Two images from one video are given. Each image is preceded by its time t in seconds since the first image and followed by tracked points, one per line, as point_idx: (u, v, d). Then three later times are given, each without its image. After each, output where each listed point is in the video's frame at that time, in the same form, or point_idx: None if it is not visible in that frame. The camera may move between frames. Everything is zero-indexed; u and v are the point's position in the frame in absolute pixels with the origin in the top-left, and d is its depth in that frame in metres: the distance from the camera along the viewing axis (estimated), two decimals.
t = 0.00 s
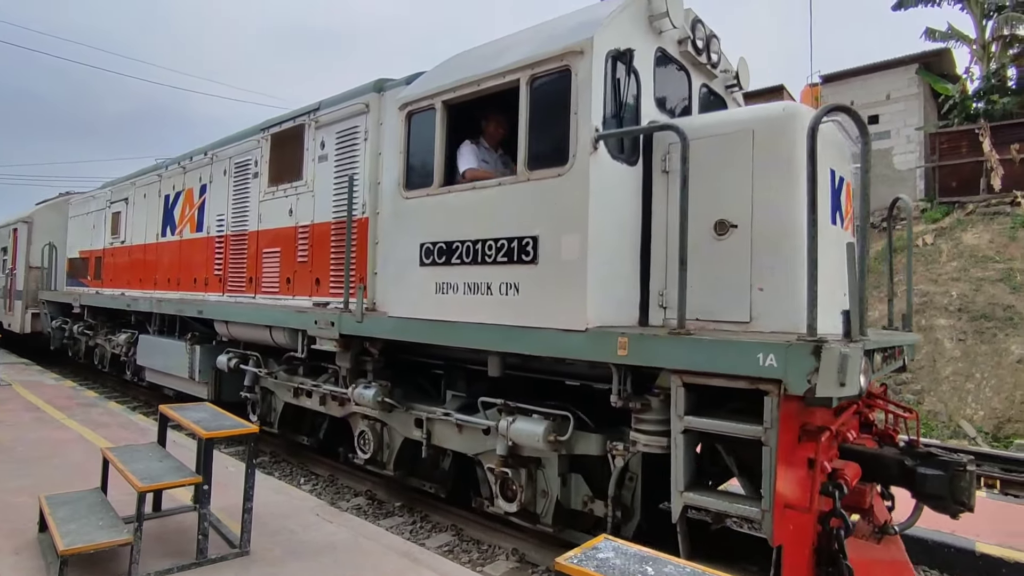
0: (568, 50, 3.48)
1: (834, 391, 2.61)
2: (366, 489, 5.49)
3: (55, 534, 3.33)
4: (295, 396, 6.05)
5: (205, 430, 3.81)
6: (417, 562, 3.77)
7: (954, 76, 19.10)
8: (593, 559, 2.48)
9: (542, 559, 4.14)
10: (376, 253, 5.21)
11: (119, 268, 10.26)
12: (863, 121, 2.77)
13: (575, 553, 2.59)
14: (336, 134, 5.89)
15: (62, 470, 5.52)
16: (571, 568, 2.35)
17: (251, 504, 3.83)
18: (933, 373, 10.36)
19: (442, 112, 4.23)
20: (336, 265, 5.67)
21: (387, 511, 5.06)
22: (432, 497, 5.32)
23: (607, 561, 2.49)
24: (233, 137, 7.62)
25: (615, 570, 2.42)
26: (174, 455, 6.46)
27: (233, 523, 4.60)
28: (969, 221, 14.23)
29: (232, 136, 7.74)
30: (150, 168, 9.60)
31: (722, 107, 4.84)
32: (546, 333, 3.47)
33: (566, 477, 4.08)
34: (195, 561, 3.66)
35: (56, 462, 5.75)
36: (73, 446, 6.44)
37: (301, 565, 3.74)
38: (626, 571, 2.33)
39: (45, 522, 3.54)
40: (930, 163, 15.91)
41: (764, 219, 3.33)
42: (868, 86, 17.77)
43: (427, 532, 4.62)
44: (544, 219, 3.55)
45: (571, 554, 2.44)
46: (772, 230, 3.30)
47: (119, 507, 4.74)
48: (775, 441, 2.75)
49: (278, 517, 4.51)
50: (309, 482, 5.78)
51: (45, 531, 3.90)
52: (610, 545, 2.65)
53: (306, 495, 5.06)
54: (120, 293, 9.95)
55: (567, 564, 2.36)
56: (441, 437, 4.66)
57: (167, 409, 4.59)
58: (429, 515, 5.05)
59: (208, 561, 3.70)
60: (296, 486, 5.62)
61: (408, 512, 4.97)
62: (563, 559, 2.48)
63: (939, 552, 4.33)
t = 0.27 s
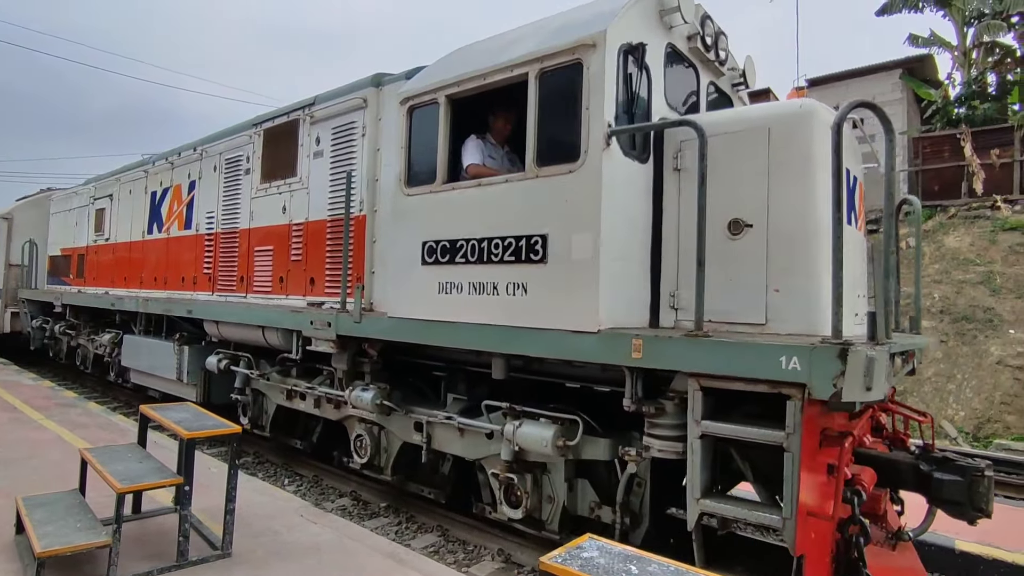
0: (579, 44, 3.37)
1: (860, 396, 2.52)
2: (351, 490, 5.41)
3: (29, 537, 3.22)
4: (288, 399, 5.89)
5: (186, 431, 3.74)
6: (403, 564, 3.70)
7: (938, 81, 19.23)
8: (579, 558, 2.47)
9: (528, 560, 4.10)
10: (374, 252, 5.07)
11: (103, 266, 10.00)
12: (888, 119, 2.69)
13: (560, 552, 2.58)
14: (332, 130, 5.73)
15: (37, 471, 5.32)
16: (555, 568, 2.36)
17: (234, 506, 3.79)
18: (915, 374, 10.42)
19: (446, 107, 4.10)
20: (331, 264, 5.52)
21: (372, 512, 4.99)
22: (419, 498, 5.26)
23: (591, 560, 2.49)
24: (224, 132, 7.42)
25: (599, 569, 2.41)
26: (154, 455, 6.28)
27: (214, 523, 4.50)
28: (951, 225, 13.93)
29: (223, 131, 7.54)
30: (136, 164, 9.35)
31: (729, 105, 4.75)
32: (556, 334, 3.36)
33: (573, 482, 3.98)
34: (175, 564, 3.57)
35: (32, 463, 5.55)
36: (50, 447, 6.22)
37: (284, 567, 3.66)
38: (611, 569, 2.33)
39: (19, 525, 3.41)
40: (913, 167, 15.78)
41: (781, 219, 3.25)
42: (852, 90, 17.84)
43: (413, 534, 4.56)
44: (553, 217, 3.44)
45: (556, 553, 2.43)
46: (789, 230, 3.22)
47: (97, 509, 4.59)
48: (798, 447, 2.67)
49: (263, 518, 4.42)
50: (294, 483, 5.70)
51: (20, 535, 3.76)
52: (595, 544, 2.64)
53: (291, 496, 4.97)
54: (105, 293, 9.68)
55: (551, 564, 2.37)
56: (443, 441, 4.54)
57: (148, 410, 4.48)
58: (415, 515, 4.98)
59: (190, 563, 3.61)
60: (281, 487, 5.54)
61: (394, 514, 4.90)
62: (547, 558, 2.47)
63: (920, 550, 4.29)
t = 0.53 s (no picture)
0: (591, 38, 3.27)
1: (889, 402, 2.44)
2: (336, 493, 5.32)
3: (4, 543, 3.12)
4: (281, 404, 5.72)
5: (167, 436, 3.70)
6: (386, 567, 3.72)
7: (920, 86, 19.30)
8: (562, 561, 2.58)
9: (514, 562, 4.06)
10: (372, 253, 4.94)
11: (85, 267, 9.71)
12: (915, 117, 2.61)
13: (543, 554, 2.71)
14: (327, 127, 5.58)
15: (12, 476, 5.12)
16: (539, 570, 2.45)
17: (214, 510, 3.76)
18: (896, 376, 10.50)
19: (450, 104, 3.98)
20: (327, 266, 5.37)
21: (357, 515, 4.91)
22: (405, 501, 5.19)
23: (573, 562, 2.60)
24: (213, 129, 7.22)
25: (582, 572, 2.52)
26: (133, 459, 6.09)
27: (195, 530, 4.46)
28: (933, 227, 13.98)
29: (212, 129, 7.34)
30: (120, 161, 9.09)
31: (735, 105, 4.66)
32: (567, 338, 3.26)
33: (580, 490, 3.87)
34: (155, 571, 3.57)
35: (6, 468, 5.34)
36: (25, 452, 5.99)
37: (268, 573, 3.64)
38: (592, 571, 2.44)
39: None
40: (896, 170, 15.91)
41: (799, 220, 3.17)
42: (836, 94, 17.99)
43: (398, 536, 4.50)
44: (564, 217, 3.34)
45: (539, 556, 2.54)
46: (807, 231, 3.14)
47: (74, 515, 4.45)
48: (824, 456, 2.58)
49: (245, 523, 4.40)
50: (277, 487, 5.60)
51: None
52: (578, 546, 2.74)
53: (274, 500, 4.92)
54: (86, 294, 9.38)
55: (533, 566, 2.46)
56: (444, 448, 4.41)
57: (126, 415, 4.40)
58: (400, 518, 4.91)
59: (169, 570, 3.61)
60: (263, 491, 5.44)
61: (379, 516, 4.83)
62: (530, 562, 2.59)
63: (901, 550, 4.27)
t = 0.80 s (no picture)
0: (606, 31, 3.17)
1: (923, 407, 2.36)
2: (321, 497, 5.28)
3: None
4: (275, 409, 5.56)
5: (147, 439, 3.61)
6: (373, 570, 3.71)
7: (902, 88, 19.48)
8: (546, 561, 2.36)
9: (500, 564, 4.06)
10: (370, 253, 4.83)
11: (68, 266, 9.45)
12: (944, 112, 2.53)
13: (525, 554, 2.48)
14: (323, 123, 5.43)
15: None
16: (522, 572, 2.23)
17: (196, 515, 3.77)
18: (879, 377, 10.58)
19: (456, 99, 3.87)
20: (324, 266, 5.22)
21: (342, 518, 4.88)
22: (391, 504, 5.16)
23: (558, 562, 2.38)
24: (204, 126, 7.03)
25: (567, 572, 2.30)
26: (113, 463, 5.90)
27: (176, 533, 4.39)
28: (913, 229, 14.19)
29: (203, 125, 7.15)
30: (105, 158, 8.83)
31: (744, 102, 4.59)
32: (582, 340, 3.17)
33: (591, 496, 3.77)
34: None
35: None
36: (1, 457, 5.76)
37: None
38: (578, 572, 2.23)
39: None
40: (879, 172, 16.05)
41: (818, 218, 3.10)
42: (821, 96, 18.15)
43: (383, 538, 4.47)
44: (578, 216, 3.24)
45: (523, 556, 2.32)
46: (827, 230, 3.07)
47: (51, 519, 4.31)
48: (855, 462, 2.50)
49: (228, 527, 4.37)
50: (261, 490, 5.53)
51: None
52: (562, 546, 2.52)
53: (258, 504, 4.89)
54: (69, 296, 9.10)
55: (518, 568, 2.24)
56: (448, 454, 4.28)
57: (104, 416, 4.26)
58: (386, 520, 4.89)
59: None
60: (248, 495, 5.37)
61: (364, 519, 4.80)
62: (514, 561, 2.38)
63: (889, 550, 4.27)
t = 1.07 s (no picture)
0: (622, 24, 3.08)
1: (958, 409, 2.30)
2: (305, 498, 5.20)
3: None
4: (269, 413, 5.39)
5: (126, 441, 3.46)
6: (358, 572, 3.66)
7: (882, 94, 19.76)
8: (531, 561, 2.20)
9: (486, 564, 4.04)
10: (369, 252, 4.73)
11: (47, 267, 9.15)
12: (974, 108, 2.47)
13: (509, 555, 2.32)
14: (319, 119, 5.28)
15: None
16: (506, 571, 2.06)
17: (176, 519, 3.58)
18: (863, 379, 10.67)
19: (463, 94, 3.77)
20: (320, 266, 5.08)
21: (327, 519, 4.82)
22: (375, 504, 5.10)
23: (544, 563, 2.22)
24: (192, 122, 6.82)
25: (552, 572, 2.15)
26: (91, 467, 5.70)
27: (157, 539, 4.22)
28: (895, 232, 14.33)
29: (191, 121, 6.94)
30: (87, 155, 8.56)
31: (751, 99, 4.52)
32: (598, 342, 3.08)
33: (602, 502, 3.68)
34: None
35: None
36: None
37: None
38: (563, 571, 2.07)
39: None
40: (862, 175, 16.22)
41: (838, 218, 3.02)
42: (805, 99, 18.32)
43: (368, 540, 4.43)
44: (594, 214, 3.15)
45: (507, 556, 2.16)
46: (848, 229, 3.00)
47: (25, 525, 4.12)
48: (888, 468, 2.42)
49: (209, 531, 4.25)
50: (243, 492, 5.45)
51: None
52: (548, 545, 2.36)
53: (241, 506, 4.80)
54: (48, 298, 8.80)
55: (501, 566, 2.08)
56: (453, 459, 4.18)
57: (82, 419, 4.09)
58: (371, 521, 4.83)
59: None
60: (230, 498, 5.29)
61: (348, 520, 4.74)
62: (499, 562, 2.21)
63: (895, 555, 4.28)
